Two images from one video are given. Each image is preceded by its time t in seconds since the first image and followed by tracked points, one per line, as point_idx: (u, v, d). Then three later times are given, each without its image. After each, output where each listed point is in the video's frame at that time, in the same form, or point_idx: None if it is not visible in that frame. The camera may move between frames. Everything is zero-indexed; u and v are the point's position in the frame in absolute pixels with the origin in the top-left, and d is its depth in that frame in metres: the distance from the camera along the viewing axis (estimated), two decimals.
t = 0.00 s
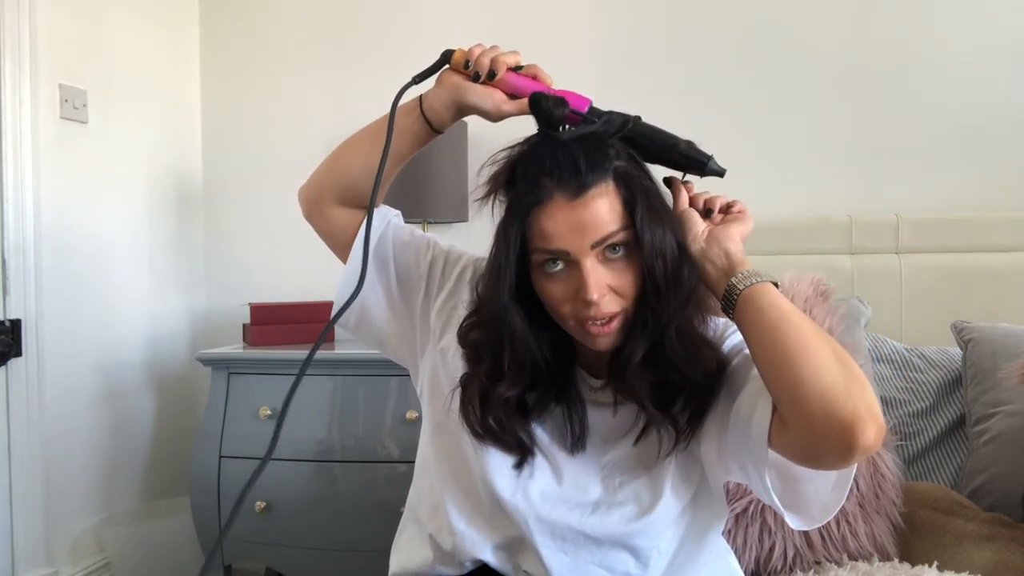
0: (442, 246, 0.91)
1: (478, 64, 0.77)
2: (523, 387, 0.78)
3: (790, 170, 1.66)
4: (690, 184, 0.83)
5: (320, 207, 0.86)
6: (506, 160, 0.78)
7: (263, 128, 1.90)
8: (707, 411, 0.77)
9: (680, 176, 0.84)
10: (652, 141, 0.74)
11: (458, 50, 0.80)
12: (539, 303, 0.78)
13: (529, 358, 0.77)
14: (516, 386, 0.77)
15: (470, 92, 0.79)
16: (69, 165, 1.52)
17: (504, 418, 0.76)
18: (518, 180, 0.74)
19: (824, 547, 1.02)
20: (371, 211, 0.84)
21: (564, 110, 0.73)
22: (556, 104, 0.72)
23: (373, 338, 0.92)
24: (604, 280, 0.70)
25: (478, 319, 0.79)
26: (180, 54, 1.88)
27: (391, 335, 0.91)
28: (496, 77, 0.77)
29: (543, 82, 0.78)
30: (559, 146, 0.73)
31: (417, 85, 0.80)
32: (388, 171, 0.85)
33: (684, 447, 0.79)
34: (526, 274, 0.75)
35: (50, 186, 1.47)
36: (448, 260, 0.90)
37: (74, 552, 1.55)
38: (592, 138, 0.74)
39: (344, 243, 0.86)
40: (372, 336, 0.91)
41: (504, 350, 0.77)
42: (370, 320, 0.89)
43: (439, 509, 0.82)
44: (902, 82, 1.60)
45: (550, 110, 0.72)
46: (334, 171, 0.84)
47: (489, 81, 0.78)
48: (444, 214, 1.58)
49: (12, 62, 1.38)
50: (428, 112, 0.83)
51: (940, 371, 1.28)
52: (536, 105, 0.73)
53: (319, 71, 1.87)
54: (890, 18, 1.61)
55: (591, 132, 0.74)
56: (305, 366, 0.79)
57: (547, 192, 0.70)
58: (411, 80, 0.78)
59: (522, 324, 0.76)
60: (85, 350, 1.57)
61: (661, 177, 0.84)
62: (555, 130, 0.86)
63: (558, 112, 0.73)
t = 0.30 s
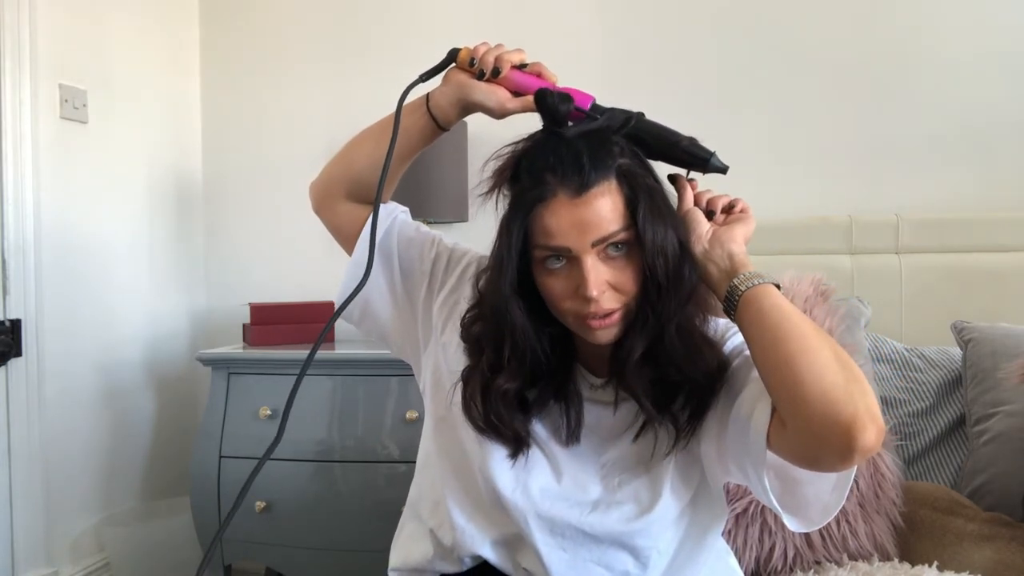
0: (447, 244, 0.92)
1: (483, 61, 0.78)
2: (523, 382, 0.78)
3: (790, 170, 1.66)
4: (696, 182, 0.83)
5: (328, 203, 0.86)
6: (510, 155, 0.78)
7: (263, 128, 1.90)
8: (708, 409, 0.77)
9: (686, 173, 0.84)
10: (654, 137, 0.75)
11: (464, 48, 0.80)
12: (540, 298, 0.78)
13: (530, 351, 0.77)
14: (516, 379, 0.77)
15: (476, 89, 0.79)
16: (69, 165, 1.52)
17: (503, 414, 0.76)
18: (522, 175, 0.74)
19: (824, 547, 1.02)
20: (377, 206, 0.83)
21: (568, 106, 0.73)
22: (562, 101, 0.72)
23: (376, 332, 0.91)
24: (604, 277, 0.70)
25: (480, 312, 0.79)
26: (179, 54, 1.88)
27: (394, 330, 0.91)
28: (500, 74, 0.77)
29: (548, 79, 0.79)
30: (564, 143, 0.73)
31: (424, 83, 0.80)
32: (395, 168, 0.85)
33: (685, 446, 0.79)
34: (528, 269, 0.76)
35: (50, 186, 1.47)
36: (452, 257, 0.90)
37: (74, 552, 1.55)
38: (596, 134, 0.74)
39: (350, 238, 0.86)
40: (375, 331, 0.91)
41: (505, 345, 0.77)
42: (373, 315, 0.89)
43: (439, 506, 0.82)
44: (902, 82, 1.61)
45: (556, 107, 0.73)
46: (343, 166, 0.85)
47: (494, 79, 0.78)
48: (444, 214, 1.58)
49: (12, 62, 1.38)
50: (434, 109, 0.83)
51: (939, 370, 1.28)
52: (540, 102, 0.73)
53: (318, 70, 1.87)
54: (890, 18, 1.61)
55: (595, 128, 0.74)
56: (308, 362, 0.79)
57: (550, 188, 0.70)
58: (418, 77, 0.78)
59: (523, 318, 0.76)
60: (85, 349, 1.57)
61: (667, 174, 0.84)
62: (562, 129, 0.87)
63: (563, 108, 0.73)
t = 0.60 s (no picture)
0: (448, 245, 0.92)
1: (485, 65, 0.78)
2: (525, 380, 0.78)
3: (790, 170, 1.66)
4: (697, 184, 0.83)
5: (330, 203, 0.86)
6: (512, 155, 0.78)
7: (263, 128, 1.90)
8: (709, 409, 0.77)
9: (687, 176, 0.84)
10: (656, 140, 0.75)
11: (466, 51, 0.80)
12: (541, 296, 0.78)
13: (531, 349, 0.77)
14: (518, 377, 0.77)
15: (477, 93, 0.79)
16: (70, 165, 1.52)
17: (505, 411, 0.76)
18: (524, 174, 0.74)
19: (824, 547, 1.02)
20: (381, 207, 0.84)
21: (570, 107, 0.72)
22: (563, 101, 0.72)
23: (377, 333, 0.91)
24: (604, 275, 0.70)
25: (482, 311, 0.79)
26: (180, 54, 1.88)
27: (395, 330, 0.91)
28: (503, 79, 0.77)
29: (550, 83, 0.79)
30: (565, 142, 0.73)
31: (427, 86, 0.80)
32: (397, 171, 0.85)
33: (686, 445, 0.79)
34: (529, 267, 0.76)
35: (50, 186, 1.47)
36: (454, 257, 0.90)
37: (73, 552, 1.55)
38: (599, 135, 0.74)
39: (351, 237, 0.86)
40: (376, 331, 0.91)
41: (507, 343, 0.77)
42: (375, 315, 0.89)
43: (439, 505, 0.82)
44: (902, 82, 1.60)
45: (558, 107, 0.72)
46: (347, 167, 0.85)
47: (496, 83, 0.78)
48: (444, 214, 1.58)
49: (12, 62, 1.39)
50: (436, 112, 0.83)
51: (939, 371, 1.28)
52: (544, 102, 0.72)
53: (318, 71, 1.87)
54: (890, 18, 1.61)
55: (597, 129, 0.74)
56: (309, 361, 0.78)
57: (552, 186, 0.70)
58: (421, 81, 0.78)
59: (526, 316, 0.76)
60: (84, 349, 1.57)
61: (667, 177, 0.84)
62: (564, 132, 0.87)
63: (564, 109, 0.72)
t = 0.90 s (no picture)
0: (447, 245, 0.92)
1: (482, 67, 0.78)
2: (523, 378, 0.78)
3: (790, 170, 1.66)
4: (693, 181, 0.83)
5: (329, 205, 0.86)
6: (509, 154, 0.78)
7: (262, 128, 1.90)
8: (708, 407, 0.77)
9: (683, 174, 0.83)
10: (651, 138, 0.75)
11: (463, 54, 0.80)
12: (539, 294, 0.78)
13: (528, 348, 0.77)
14: (516, 375, 0.77)
15: (475, 95, 0.78)
16: (69, 165, 1.52)
17: (504, 409, 0.76)
18: (521, 172, 0.74)
19: (824, 547, 1.02)
20: (378, 208, 0.83)
21: (566, 107, 0.73)
22: (559, 100, 0.72)
23: (376, 333, 0.91)
24: (601, 272, 0.70)
25: (480, 311, 0.79)
26: (179, 53, 1.87)
27: (394, 331, 0.91)
28: (500, 79, 0.77)
29: (548, 83, 0.78)
30: (560, 141, 0.73)
31: (423, 89, 0.80)
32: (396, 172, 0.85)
33: (685, 443, 0.79)
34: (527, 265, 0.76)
35: (50, 186, 1.47)
36: (452, 258, 0.90)
37: (74, 552, 1.55)
38: (595, 134, 0.74)
39: (351, 238, 0.86)
40: (375, 331, 0.91)
41: (504, 342, 0.77)
42: (373, 315, 0.89)
43: (439, 504, 0.82)
44: (902, 82, 1.60)
45: (553, 106, 0.72)
46: (346, 168, 0.85)
47: (494, 84, 0.78)
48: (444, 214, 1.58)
49: (12, 62, 1.39)
50: (434, 114, 0.83)
51: (939, 370, 1.28)
52: (539, 101, 0.73)
53: (319, 71, 1.87)
54: (889, 18, 1.61)
55: (594, 128, 0.74)
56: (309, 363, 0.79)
57: (548, 184, 0.71)
58: (417, 83, 0.79)
59: (523, 314, 0.76)
60: (85, 350, 1.58)
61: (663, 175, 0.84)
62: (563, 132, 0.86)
63: (560, 108, 0.72)
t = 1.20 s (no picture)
0: (443, 247, 0.91)
1: (474, 70, 0.78)
2: (519, 380, 0.78)
3: (791, 170, 1.66)
4: (685, 183, 0.83)
5: (325, 207, 0.86)
6: (502, 158, 0.78)
7: (263, 128, 1.90)
8: (704, 408, 0.77)
9: (676, 175, 0.83)
10: (644, 140, 0.75)
11: (456, 56, 0.80)
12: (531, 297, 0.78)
13: (523, 351, 0.77)
14: (510, 379, 0.77)
15: (468, 97, 0.78)
16: (69, 166, 1.52)
17: (500, 412, 0.76)
18: (514, 176, 0.74)
19: (824, 547, 1.02)
20: (373, 210, 0.84)
21: (558, 109, 0.73)
22: (551, 103, 0.72)
23: (375, 335, 0.92)
24: (595, 276, 0.70)
25: (475, 314, 0.79)
26: (179, 53, 1.87)
27: (392, 332, 0.91)
28: (492, 82, 0.77)
29: (540, 86, 0.78)
30: (553, 144, 0.73)
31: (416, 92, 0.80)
32: (392, 173, 0.86)
33: (682, 444, 0.79)
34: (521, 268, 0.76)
35: (50, 186, 1.47)
36: (448, 260, 0.90)
37: (74, 551, 1.55)
38: (588, 136, 0.73)
39: (347, 241, 0.87)
40: (373, 333, 0.91)
41: (499, 345, 0.77)
42: (371, 317, 0.89)
43: (439, 506, 0.82)
44: (902, 82, 1.60)
45: (546, 108, 0.72)
46: (342, 171, 0.85)
47: (487, 87, 0.78)
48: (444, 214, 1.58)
49: (12, 62, 1.39)
50: (427, 117, 0.83)
51: (939, 370, 1.28)
52: (531, 103, 0.72)
53: (319, 71, 1.87)
54: (889, 18, 1.61)
55: (587, 131, 0.73)
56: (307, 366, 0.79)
57: (540, 188, 0.70)
58: (410, 86, 0.79)
59: (517, 319, 0.76)
60: (85, 350, 1.58)
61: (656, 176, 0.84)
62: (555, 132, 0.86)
63: (552, 110, 0.72)
